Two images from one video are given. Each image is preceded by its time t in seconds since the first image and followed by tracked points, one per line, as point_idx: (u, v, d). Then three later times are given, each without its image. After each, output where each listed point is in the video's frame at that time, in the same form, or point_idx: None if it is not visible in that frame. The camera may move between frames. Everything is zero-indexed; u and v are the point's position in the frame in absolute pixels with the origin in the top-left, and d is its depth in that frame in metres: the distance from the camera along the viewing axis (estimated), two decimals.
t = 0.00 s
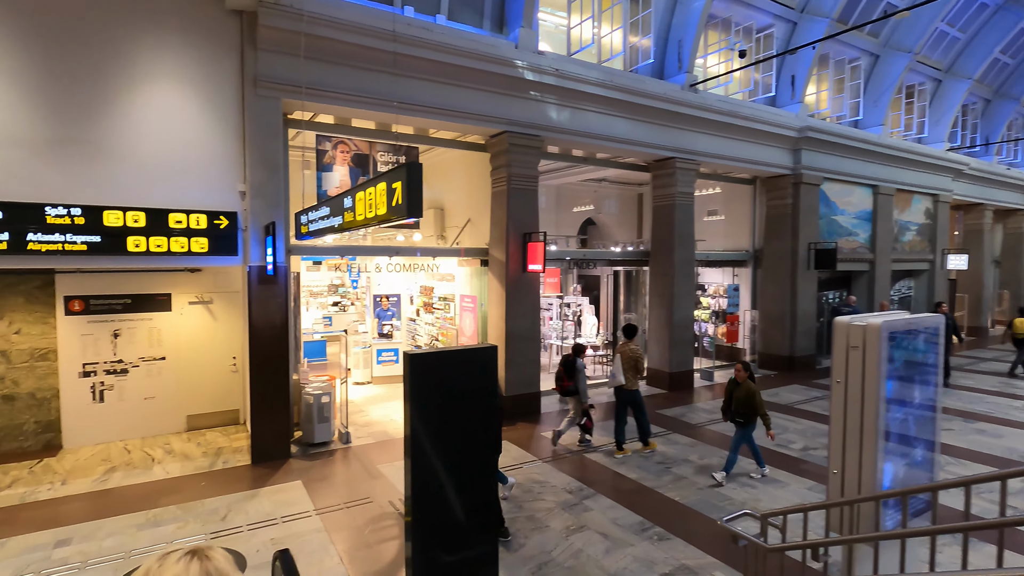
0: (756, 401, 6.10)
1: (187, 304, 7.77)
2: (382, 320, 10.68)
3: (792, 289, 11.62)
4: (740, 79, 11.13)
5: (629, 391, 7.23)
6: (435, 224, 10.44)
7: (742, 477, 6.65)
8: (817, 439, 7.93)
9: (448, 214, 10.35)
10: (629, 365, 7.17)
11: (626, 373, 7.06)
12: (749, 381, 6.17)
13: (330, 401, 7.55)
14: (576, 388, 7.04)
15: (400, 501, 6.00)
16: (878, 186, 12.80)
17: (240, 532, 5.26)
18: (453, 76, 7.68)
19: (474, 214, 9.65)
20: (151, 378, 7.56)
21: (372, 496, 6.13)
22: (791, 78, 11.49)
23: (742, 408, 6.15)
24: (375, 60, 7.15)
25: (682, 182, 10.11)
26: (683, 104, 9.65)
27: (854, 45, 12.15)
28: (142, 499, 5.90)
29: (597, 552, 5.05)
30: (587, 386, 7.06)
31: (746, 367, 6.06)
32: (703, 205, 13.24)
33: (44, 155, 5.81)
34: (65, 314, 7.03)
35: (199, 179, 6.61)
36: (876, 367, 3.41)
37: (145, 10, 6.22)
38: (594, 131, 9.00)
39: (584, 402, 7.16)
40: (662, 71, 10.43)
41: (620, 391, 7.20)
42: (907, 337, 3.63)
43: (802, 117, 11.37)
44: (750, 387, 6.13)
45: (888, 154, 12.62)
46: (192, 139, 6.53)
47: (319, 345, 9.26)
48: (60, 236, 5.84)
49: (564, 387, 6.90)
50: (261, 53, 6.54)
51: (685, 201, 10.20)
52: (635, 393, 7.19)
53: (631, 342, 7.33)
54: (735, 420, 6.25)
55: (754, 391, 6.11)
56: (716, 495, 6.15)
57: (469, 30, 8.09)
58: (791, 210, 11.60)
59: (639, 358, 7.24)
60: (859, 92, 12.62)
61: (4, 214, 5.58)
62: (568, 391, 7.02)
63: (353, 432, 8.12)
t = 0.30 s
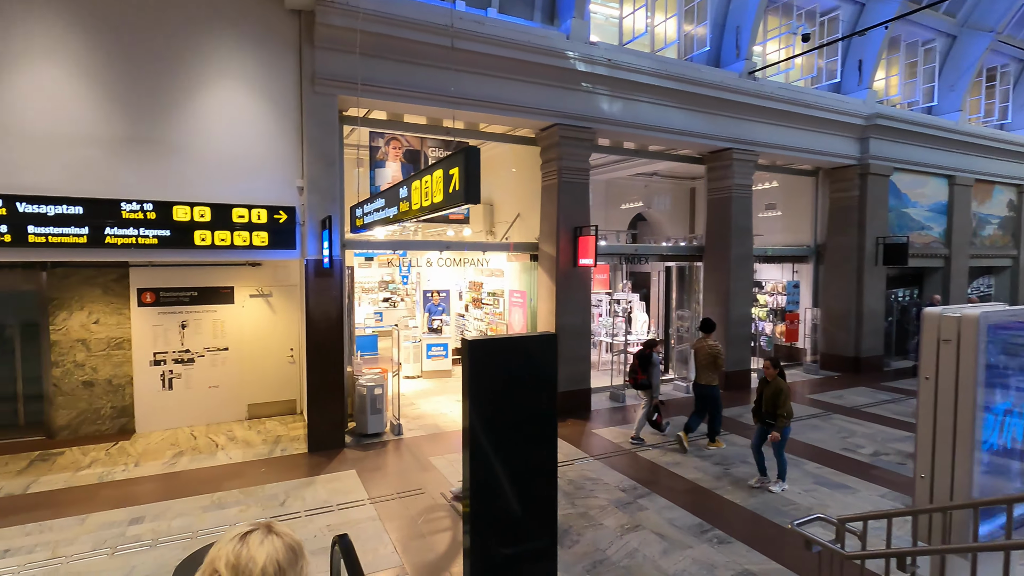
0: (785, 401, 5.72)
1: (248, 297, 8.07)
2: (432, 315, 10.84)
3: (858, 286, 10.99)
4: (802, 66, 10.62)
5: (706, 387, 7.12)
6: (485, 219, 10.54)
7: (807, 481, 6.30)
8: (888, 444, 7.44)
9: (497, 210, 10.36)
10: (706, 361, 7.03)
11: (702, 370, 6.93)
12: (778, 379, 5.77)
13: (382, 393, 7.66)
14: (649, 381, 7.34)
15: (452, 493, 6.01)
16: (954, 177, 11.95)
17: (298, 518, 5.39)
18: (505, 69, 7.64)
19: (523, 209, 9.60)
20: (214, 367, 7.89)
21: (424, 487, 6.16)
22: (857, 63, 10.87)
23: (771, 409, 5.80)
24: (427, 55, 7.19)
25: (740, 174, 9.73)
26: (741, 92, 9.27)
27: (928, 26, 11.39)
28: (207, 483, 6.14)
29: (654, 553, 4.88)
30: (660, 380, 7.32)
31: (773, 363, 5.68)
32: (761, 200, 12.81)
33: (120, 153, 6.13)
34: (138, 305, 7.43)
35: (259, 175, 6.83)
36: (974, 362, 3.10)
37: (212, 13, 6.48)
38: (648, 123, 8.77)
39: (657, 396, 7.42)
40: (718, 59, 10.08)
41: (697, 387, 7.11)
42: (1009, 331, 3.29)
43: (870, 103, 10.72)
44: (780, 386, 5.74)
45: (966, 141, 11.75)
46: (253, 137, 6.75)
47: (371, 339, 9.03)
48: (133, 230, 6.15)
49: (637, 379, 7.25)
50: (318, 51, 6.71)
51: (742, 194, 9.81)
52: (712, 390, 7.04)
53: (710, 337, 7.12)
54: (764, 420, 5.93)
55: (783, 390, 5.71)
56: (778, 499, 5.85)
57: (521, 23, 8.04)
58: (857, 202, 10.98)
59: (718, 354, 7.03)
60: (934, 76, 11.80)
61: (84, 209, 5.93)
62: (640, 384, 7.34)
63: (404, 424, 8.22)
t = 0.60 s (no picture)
0: (799, 405, 5.40)
1: (298, 291, 8.26)
2: (476, 310, 10.94)
3: (924, 283, 10.36)
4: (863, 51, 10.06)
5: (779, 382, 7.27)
6: (528, 215, 10.41)
7: (871, 487, 5.95)
8: (961, 451, 6.95)
9: (540, 206, 10.24)
10: (781, 354, 7.22)
11: (776, 362, 7.14)
12: (798, 382, 5.43)
13: (427, 387, 7.70)
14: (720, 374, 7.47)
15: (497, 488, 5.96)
16: None
17: (346, 507, 5.46)
18: (550, 61, 7.54)
19: (567, 204, 9.50)
20: (266, 359, 8.11)
21: (468, 482, 6.14)
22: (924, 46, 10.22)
23: (785, 410, 5.51)
24: (471, 48, 7.16)
25: (795, 165, 9.31)
26: (797, 80, 8.85)
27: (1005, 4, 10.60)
28: (260, 471, 6.30)
29: (708, 556, 4.68)
30: (731, 373, 7.42)
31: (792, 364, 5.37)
32: (816, 193, 12.25)
33: (179, 152, 6.37)
34: (195, 298, 7.71)
35: (309, 171, 6.96)
36: None
37: (265, 13, 6.64)
38: (697, 113, 8.49)
39: (728, 389, 7.45)
40: (772, 46, 9.67)
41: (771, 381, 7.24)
42: None
43: (938, 89, 10.06)
44: (798, 389, 5.42)
45: None
46: (302, 134, 6.88)
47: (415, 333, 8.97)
48: (191, 225, 6.37)
49: (708, 370, 7.39)
50: (367, 47, 6.80)
51: (797, 186, 9.39)
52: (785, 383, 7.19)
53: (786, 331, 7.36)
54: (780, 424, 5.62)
55: (798, 392, 5.40)
56: (841, 505, 5.53)
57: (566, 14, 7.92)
58: (923, 194, 10.34)
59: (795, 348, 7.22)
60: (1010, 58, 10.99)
61: (147, 205, 6.19)
62: (711, 376, 7.45)
63: (448, 419, 8.24)
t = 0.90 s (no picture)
0: (814, 408, 5.03)
1: (339, 285, 8.37)
2: (512, 307, 10.80)
3: (990, 280, 9.74)
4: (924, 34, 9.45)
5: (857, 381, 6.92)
6: (566, 211, 10.14)
7: (936, 494, 5.57)
8: None
9: (579, 201, 10.04)
10: (860, 354, 6.84)
11: (856, 362, 6.77)
12: (809, 385, 5.08)
13: (465, 381, 7.67)
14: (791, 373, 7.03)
15: (537, 484, 5.85)
16: None
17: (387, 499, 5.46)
18: (592, 51, 7.39)
19: (609, 198, 9.33)
20: (309, 352, 8.25)
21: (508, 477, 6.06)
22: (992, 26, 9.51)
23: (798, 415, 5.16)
24: (507, 39, 7.07)
25: (849, 155, 8.87)
26: (852, 65, 8.41)
27: None
28: (303, 461, 6.39)
29: (761, 561, 4.45)
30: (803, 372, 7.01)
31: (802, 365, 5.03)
32: (869, 187, 11.69)
33: (227, 147, 6.52)
34: (241, 292, 7.90)
35: (351, 165, 7.02)
36: None
37: (309, 10, 6.73)
38: (745, 102, 8.18)
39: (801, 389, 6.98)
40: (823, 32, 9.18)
41: (849, 379, 6.89)
42: None
43: (1008, 72, 9.39)
44: (810, 392, 5.06)
45: None
46: (344, 128, 6.95)
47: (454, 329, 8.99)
48: (238, 219, 6.50)
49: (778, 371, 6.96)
50: (407, 40, 6.81)
51: (851, 177, 8.95)
52: (864, 383, 6.83)
53: (862, 329, 6.94)
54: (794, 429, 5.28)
55: (810, 395, 5.04)
56: (903, 512, 5.19)
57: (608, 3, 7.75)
58: (990, 185, 9.71)
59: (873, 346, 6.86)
60: None
61: (196, 200, 6.34)
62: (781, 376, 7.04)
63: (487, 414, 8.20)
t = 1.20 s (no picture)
0: (823, 405, 4.68)
1: (377, 279, 8.42)
2: (549, 303, 10.60)
3: None
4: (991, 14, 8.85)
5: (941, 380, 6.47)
6: (604, 206, 10.04)
7: (1007, 504, 5.18)
8: None
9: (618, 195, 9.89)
10: (943, 351, 6.38)
11: (938, 360, 6.35)
12: (818, 380, 4.74)
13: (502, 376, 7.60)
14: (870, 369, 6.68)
15: (575, 481, 5.71)
16: None
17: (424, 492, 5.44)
18: (633, 39, 7.18)
19: (649, 191, 9.10)
20: (347, 345, 8.33)
21: (545, 473, 5.95)
22: None
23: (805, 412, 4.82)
24: (545, 28, 6.94)
25: (907, 144, 8.39)
26: (912, 48, 7.91)
27: None
28: (341, 452, 6.43)
29: (815, 569, 4.20)
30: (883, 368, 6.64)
31: (812, 358, 4.67)
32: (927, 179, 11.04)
33: (269, 142, 6.62)
34: (283, 285, 8.04)
35: (389, 158, 7.03)
36: None
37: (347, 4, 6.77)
38: (794, 89, 7.82)
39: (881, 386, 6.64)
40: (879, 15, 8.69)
41: (931, 377, 6.47)
42: None
43: None
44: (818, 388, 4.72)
45: None
46: (381, 122, 6.97)
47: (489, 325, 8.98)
48: (280, 212, 6.58)
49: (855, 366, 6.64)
50: (445, 32, 6.78)
51: (908, 167, 8.47)
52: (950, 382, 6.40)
53: (946, 324, 6.46)
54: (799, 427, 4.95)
55: (818, 390, 4.70)
56: (971, 522, 4.83)
57: None
58: None
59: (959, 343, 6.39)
60: None
61: (239, 193, 6.45)
62: (861, 371, 6.75)
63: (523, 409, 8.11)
